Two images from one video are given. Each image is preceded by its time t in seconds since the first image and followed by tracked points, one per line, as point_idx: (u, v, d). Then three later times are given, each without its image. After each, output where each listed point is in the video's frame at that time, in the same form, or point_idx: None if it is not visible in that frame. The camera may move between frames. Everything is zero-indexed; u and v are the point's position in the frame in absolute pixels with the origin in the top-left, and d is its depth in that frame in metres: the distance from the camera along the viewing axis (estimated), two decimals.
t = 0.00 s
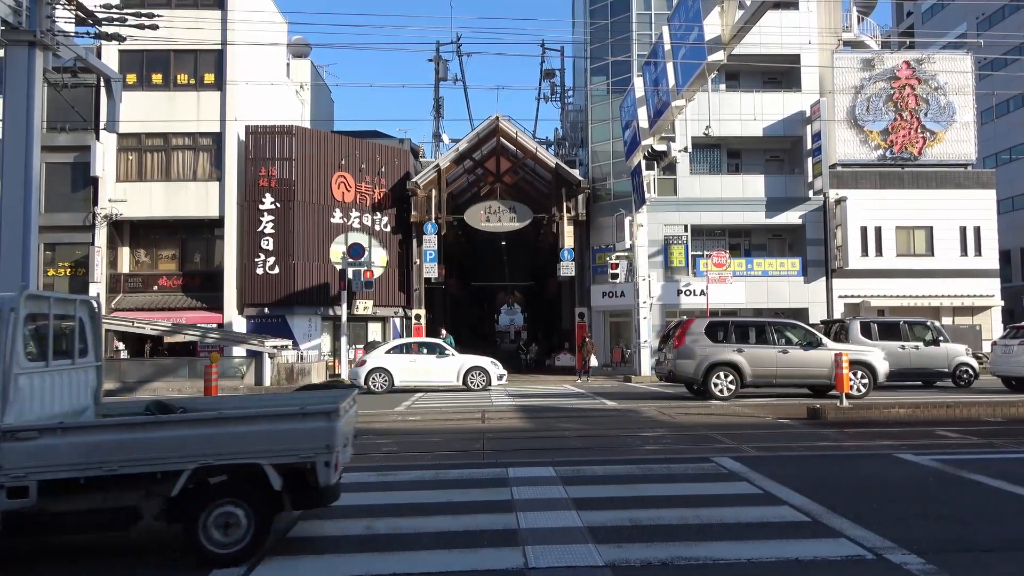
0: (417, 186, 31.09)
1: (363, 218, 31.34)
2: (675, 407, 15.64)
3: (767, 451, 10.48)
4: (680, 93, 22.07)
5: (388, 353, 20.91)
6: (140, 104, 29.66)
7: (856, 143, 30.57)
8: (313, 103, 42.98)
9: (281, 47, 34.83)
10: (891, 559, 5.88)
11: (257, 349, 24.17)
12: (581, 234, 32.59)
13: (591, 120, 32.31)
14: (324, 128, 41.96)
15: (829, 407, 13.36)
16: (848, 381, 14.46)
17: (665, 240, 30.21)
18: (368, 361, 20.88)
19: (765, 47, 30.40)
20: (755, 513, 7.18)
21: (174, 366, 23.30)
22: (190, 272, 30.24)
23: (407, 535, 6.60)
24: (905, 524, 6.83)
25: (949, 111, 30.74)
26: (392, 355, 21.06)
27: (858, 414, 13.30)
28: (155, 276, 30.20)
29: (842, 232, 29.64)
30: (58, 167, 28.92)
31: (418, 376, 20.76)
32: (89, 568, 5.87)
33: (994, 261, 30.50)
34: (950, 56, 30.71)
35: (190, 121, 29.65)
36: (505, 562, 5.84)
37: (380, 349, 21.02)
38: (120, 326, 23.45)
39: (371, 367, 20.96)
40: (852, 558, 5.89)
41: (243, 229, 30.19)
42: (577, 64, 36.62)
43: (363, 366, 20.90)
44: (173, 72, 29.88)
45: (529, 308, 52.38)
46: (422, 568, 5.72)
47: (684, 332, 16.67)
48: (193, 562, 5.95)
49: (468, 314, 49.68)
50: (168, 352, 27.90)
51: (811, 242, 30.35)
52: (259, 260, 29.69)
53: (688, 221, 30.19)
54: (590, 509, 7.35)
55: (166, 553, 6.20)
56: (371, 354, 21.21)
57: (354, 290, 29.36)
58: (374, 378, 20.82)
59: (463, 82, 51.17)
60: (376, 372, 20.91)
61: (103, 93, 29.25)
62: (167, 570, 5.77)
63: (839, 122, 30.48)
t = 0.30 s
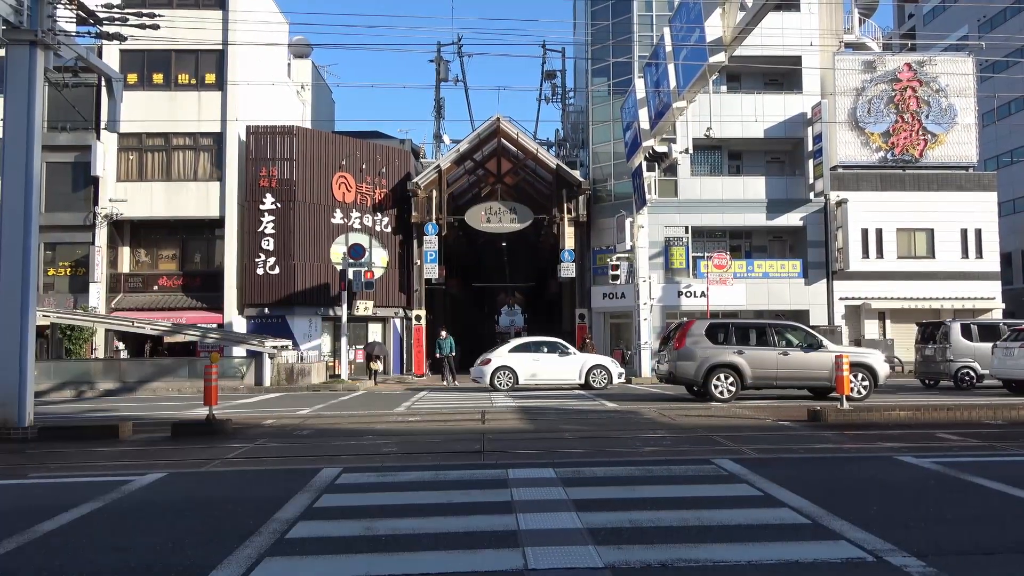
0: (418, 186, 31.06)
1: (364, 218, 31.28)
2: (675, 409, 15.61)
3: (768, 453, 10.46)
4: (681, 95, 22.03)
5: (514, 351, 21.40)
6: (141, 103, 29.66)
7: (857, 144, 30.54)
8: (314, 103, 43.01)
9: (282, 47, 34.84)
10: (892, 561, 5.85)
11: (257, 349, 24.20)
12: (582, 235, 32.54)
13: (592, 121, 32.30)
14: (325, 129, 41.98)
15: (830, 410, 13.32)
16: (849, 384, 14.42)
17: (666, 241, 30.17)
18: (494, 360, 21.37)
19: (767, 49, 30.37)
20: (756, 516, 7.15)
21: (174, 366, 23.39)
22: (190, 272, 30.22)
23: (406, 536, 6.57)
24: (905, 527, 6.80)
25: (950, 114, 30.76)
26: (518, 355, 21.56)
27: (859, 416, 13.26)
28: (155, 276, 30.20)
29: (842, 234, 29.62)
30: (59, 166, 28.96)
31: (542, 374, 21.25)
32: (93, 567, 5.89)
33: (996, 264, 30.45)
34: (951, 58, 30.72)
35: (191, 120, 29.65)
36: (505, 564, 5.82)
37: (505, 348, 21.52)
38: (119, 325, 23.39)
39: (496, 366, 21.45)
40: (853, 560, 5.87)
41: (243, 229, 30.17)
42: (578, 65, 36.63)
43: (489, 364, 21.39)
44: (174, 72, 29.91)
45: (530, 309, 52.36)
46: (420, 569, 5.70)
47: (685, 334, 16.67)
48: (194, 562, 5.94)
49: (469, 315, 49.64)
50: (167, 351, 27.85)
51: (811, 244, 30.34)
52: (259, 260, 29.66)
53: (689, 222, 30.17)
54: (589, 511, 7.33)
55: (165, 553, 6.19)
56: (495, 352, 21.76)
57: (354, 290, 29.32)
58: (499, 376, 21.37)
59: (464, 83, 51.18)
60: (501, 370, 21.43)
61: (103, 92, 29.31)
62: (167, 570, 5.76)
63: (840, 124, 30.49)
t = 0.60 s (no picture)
0: (419, 188, 31.05)
1: (366, 220, 31.29)
2: (677, 410, 15.61)
3: (769, 454, 10.46)
4: (682, 97, 22.03)
5: (633, 353, 22.84)
6: (143, 105, 29.73)
7: (858, 146, 30.54)
8: (315, 104, 43.06)
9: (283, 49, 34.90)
10: (892, 563, 5.86)
11: (258, 351, 24.26)
12: (583, 236, 32.56)
13: (593, 123, 32.37)
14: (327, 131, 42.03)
15: (831, 411, 13.32)
16: (850, 386, 14.40)
17: (667, 243, 30.11)
18: (615, 360, 22.81)
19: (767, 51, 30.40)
20: (757, 518, 7.16)
21: (175, 367, 23.42)
22: (192, 273, 30.23)
23: (408, 537, 6.60)
24: (906, 528, 6.81)
25: (951, 115, 30.81)
26: (638, 354, 23.00)
27: (860, 418, 13.24)
28: (156, 278, 30.25)
29: (843, 236, 29.63)
30: (61, 168, 29.07)
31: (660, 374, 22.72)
32: (97, 567, 5.92)
33: (997, 265, 30.42)
34: (952, 60, 30.73)
35: (192, 122, 29.70)
36: (507, 565, 5.83)
37: (625, 348, 22.99)
38: (120, 327, 23.39)
39: (616, 365, 23.06)
40: (853, 562, 5.88)
41: (245, 230, 30.20)
42: (580, 67, 36.69)
43: (611, 364, 22.85)
44: (175, 74, 29.97)
45: (532, 310, 52.35)
46: (424, 571, 5.72)
47: (686, 335, 16.70)
48: (197, 563, 5.96)
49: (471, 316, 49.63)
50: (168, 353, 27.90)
51: (812, 245, 30.36)
52: (261, 262, 29.70)
53: (690, 224, 30.19)
54: (591, 513, 7.34)
55: (169, 553, 6.23)
56: (613, 352, 23.23)
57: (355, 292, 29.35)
58: (620, 376, 22.94)
59: (466, 85, 51.18)
60: (621, 369, 23.02)
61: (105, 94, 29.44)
62: (170, 571, 5.79)
63: (841, 126, 30.50)
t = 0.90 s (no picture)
0: (420, 189, 31.05)
1: (367, 221, 31.31)
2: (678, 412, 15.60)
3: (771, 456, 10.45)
4: (683, 97, 22.05)
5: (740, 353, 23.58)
6: (143, 105, 29.74)
7: (858, 147, 30.52)
8: (316, 105, 43.07)
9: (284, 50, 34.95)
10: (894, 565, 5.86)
11: (259, 351, 24.29)
12: (584, 237, 32.58)
13: (593, 125, 32.42)
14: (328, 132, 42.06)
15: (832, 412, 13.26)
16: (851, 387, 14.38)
17: (668, 244, 30.13)
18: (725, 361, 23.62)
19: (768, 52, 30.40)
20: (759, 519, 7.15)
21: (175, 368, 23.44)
22: (193, 274, 30.19)
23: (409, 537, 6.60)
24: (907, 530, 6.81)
25: (952, 117, 30.74)
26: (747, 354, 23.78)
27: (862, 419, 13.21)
28: (156, 278, 30.26)
29: (843, 237, 29.63)
30: (62, 168, 29.12)
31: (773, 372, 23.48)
32: (98, 567, 5.92)
33: (998, 267, 30.42)
34: (953, 61, 30.72)
35: (193, 123, 29.72)
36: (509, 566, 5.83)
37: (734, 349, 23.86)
38: (120, 327, 23.37)
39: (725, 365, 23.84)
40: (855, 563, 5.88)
41: (245, 231, 30.19)
42: (580, 68, 36.71)
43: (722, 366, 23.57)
44: (176, 74, 29.98)
45: (533, 311, 52.34)
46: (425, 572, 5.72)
47: (687, 336, 16.69)
48: (198, 563, 5.96)
49: (472, 317, 49.62)
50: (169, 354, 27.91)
51: (813, 246, 30.37)
52: (261, 263, 29.73)
53: (690, 225, 30.21)
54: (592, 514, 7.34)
55: (170, 553, 6.23)
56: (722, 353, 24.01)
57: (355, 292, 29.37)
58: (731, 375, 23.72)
59: (467, 86, 51.22)
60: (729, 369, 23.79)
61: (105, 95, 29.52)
62: (170, 571, 5.79)
63: (842, 127, 30.47)
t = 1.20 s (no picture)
0: (420, 190, 31.04)
1: (367, 222, 31.36)
2: (679, 413, 15.58)
3: (771, 457, 10.43)
4: (684, 99, 22.07)
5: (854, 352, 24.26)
6: (146, 106, 29.79)
7: (859, 149, 30.50)
8: (317, 106, 43.11)
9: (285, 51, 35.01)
10: (894, 567, 5.85)
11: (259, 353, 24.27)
12: (584, 238, 32.62)
13: (594, 126, 32.49)
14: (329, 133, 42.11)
15: (833, 414, 13.23)
16: (852, 389, 14.37)
17: (668, 245, 30.16)
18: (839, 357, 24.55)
19: (769, 54, 30.44)
20: (758, 521, 7.14)
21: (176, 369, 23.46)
22: (194, 275, 30.23)
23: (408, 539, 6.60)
24: (907, 532, 6.81)
25: (953, 118, 30.76)
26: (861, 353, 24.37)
27: (863, 421, 13.16)
28: (158, 279, 30.31)
29: (844, 238, 29.64)
30: (65, 169, 29.20)
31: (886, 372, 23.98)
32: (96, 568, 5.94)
33: (999, 268, 30.43)
34: (954, 63, 30.74)
35: (195, 124, 29.76)
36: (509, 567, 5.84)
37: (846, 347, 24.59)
38: (121, 328, 23.40)
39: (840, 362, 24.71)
40: (855, 565, 5.87)
41: (246, 232, 30.20)
42: (582, 69, 36.75)
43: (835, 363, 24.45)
44: (178, 76, 29.99)
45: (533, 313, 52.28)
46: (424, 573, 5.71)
47: (687, 338, 16.68)
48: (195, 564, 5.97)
49: (472, 318, 49.60)
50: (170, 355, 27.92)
51: (814, 248, 30.38)
52: (262, 264, 29.74)
53: (690, 227, 30.23)
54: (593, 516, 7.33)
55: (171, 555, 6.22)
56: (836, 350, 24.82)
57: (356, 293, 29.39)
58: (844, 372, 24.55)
59: (468, 87, 51.27)
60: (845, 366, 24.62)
61: (108, 96, 29.62)
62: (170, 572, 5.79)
63: (843, 129, 30.51)
